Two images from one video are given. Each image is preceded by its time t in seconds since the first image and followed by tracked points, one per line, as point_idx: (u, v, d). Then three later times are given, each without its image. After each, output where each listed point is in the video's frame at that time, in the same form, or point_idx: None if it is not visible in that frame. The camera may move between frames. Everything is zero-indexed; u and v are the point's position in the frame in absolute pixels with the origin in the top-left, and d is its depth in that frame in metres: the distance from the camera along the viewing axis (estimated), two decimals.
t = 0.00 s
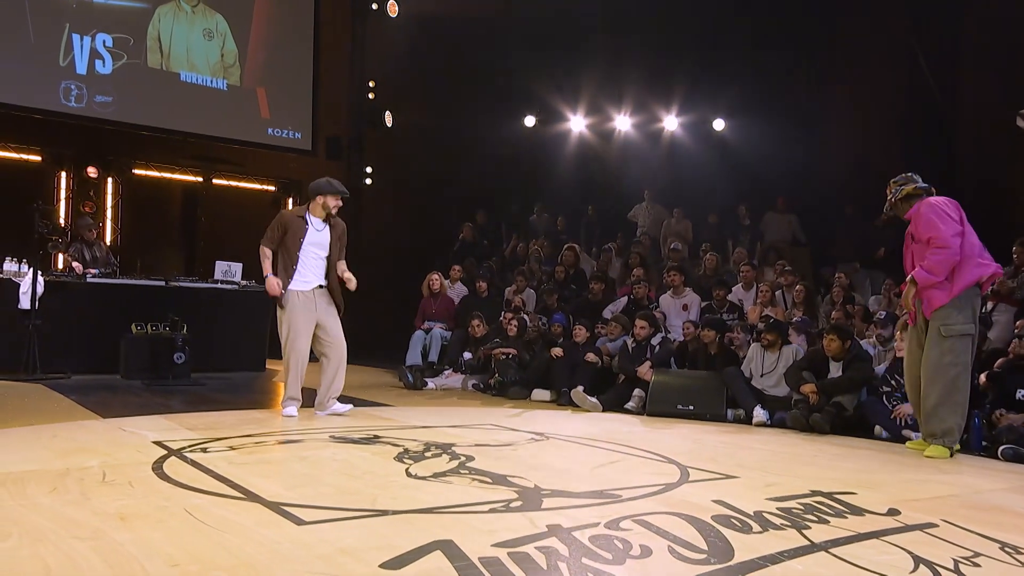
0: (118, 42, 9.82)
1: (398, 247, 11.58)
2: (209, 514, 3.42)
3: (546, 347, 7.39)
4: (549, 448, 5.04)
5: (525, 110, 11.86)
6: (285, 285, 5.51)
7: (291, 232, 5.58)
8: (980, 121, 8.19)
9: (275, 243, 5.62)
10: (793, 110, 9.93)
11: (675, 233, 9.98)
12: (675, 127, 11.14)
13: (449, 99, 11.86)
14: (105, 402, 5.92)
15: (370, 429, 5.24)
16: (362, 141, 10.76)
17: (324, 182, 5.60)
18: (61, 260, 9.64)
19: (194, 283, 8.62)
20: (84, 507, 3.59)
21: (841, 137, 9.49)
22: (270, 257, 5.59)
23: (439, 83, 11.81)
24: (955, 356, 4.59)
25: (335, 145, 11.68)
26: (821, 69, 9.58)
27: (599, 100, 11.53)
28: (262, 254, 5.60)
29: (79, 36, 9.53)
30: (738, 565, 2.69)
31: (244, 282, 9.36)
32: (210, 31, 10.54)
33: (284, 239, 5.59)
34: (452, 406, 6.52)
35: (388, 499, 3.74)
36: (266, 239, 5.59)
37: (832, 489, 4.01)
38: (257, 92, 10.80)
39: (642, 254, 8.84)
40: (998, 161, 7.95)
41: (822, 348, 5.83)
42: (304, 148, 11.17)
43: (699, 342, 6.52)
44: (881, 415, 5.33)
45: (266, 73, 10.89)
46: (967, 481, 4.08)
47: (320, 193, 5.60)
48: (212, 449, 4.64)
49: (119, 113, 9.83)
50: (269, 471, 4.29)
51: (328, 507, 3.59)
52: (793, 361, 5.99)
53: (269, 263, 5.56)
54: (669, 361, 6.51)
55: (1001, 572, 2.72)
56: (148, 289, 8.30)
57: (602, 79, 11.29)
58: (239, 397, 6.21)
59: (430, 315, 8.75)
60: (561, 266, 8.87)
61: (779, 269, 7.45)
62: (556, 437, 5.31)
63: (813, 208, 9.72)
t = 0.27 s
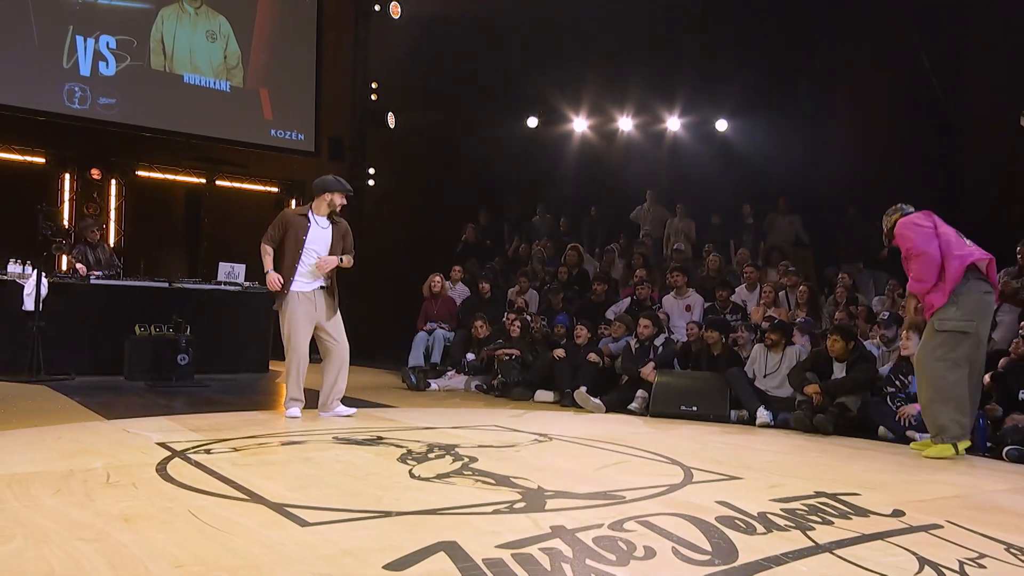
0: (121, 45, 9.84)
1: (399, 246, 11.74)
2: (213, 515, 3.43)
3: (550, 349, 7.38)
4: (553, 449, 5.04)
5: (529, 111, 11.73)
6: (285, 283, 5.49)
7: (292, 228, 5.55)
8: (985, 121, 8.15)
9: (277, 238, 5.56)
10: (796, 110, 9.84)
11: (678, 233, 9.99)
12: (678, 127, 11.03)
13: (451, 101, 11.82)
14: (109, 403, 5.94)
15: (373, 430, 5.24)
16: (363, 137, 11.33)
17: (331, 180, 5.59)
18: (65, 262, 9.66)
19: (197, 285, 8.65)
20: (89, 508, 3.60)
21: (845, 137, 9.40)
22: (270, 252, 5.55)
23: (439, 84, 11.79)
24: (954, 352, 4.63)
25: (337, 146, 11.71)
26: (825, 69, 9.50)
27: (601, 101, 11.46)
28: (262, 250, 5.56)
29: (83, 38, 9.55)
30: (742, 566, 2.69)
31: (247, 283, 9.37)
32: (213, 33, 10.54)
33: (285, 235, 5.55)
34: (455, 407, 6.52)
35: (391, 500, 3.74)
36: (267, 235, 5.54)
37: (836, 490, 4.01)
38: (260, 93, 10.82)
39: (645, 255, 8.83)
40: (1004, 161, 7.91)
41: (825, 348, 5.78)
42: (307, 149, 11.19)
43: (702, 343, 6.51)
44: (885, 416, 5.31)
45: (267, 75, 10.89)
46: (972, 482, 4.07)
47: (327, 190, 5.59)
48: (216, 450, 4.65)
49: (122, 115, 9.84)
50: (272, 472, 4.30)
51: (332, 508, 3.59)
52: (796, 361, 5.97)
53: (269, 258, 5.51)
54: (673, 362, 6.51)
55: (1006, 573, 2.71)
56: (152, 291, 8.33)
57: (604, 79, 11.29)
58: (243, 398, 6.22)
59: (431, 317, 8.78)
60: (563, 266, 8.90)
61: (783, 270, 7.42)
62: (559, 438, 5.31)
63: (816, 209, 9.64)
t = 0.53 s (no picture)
0: (127, 47, 9.84)
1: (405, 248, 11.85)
2: (220, 517, 3.43)
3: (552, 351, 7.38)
4: (559, 451, 5.02)
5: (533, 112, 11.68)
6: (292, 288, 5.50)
7: (300, 232, 5.54)
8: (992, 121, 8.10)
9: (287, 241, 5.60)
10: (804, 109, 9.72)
11: (682, 234, 10.05)
12: (684, 129, 11.18)
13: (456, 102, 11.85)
14: (114, 404, 5.95)
15: (379, 432, 5.24)
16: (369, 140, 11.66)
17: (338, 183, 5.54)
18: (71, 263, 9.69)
19: (203, 286, 8.65)
20: (96, 511, 3.60)
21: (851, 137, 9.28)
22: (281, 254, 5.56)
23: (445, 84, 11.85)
24: (966, 352, 4.67)
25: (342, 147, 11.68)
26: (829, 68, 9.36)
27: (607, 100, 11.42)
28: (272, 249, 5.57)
29: (90, 41, 9.54)
30: (750, 569, 2.67)
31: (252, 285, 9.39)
32: (219, 35, 10.57)
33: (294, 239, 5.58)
34: (460, 409, 6.52)
35: (397, 503, 3.73)
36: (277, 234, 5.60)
37: (844, 492, 3.99)
38: (265, 94, 10.87)
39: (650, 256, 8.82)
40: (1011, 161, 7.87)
41: (831, 350, 5.74)
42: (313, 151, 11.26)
43: (708, 344, 6.50)
44: (892, 418, 5.30)
45: (271, 77, 10.92)
46: (981, 485, 4.05)
47: (334, 192, 5.55)
48: (222, 452, 4.65)
49: (129, 117, 9.87)
50: (278, 474, 4.30)
51: (338, 511, 3.59)
52: (803, 363, 5.91)
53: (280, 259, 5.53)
54: (679, 364, 6.50)
55: None
56: (158, 293, 8.33)
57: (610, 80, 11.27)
58: (248, 400, 6.22)
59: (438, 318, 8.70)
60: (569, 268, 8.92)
61: (789, 272, 7.39)
62: (565, 440, 5.30)
63: (822, 209, 9.60)
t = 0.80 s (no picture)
0: (130, 46, 9.85)
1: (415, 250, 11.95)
2: (224, 521, 3.38)
3: (561, 353, 7.26)
4: (567, 454, 4.94)
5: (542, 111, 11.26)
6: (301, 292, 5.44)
7: (309, 233, 5.49)
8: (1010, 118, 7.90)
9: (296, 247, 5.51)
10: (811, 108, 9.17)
11: (692, 234, 9.95)
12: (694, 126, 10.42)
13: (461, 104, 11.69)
14: (119, 407, 5.91)
15: (385, 435, 5.18)
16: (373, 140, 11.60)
17: (344, 181, 5.53)
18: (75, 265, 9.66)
19: (208, 288, 8.63)
20: (100, 515, 3.56)
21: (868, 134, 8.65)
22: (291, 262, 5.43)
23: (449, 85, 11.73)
24: (979, 352, 4.58)
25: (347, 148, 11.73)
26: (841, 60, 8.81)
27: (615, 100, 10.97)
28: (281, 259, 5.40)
29: (92, 39, 9.56)
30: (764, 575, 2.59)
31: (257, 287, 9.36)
32: (222, 34, 10.56)
33: (302, 243, 5.50)
34: (467, 412, 6.44)
35: (404, 507, 3.67)
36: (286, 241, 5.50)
37: (859, 496, 3.91)
38: (270, 93, 10.87)
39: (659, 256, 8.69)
40: None
41: (845, 352, 5.64)
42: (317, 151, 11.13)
43: (719, 344, 6.38)
44: (907, 421, 5.20)
45: (280, 76, 10.96)
46: (1001, 490, 3.95)
47: (339, 189, 5.53)
48: (227, 456, 4.60)
49: (132, 117, 9.87)
50: (283, 478, 4.25)
51: (344, 515, 3.53)
52: (816, 364, 5.79)
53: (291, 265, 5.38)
54: (689, 366, 6.39)
55: None
56: (162, 295, 8.33)
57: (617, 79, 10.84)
58: (253, 403, 6.17)
59: (446, 320, 8.70)
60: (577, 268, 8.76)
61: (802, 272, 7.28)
62: (574, 444, 5.21)
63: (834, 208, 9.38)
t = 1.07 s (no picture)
0: (131, 44, 9.85)
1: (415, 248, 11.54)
2: (228, 526, 3.33)
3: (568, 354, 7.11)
4: (576, 457, 4.86)
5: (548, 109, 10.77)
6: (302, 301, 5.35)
7: (315, 242, 5.42)
8: None
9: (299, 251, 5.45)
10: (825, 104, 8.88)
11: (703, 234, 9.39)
12: (704, 123, 9.90)
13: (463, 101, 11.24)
14: (121, 409, 5.85)
15: (391, 438, 5.11)
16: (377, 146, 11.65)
17: (357, 195, 5.45)
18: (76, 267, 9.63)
19: (210, 289, 8.56)
20: (101, 519, 3.51)
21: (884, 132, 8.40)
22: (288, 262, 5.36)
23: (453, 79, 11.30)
24: (996, 353, 4.46)
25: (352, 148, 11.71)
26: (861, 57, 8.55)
27: (624, 96, 10.32)
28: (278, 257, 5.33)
29: (92, 36, 9.58)
30: None
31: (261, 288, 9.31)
32: (225, 31, 10.57)
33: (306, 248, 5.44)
34: (474, 415, 6.35)
35: (411, 512, 3.61)
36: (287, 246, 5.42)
37: (876, 501, 3.81)
38: (272, 92, 10.88)
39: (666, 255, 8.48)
40: None
41: (861, 352, 5.53)
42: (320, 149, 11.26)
43: (730, 346, 6.26)
44: (925, 423, 5.09)
45: (283, 73, 10.94)
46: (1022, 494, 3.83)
47: (351, 202, 5.46)
48: (231, 459, 4.54)
49: (133, 116, 9.88)
50: (288, 482, 4.19)
51: (350, 519, 3.47)
52: (831, 365, 5.68)
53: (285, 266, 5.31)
54: (701, 367, 6.25)
55: None
56: (163, 296, 8.30)
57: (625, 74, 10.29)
58: (257, 406, 6.11)
59: (450, 321, 8.59)
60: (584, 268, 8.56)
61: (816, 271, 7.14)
62: (583, 447, 5.13)
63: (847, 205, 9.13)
